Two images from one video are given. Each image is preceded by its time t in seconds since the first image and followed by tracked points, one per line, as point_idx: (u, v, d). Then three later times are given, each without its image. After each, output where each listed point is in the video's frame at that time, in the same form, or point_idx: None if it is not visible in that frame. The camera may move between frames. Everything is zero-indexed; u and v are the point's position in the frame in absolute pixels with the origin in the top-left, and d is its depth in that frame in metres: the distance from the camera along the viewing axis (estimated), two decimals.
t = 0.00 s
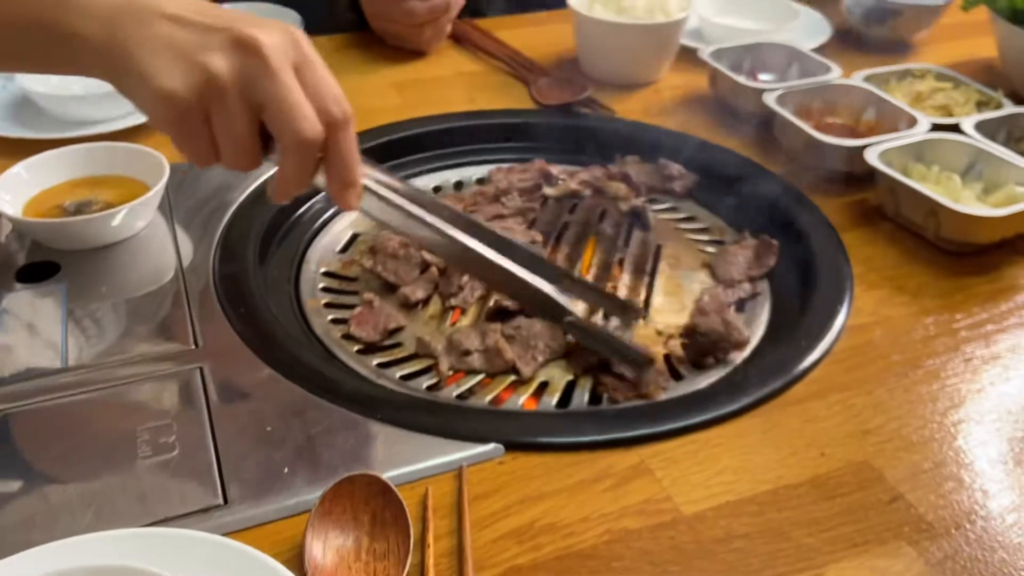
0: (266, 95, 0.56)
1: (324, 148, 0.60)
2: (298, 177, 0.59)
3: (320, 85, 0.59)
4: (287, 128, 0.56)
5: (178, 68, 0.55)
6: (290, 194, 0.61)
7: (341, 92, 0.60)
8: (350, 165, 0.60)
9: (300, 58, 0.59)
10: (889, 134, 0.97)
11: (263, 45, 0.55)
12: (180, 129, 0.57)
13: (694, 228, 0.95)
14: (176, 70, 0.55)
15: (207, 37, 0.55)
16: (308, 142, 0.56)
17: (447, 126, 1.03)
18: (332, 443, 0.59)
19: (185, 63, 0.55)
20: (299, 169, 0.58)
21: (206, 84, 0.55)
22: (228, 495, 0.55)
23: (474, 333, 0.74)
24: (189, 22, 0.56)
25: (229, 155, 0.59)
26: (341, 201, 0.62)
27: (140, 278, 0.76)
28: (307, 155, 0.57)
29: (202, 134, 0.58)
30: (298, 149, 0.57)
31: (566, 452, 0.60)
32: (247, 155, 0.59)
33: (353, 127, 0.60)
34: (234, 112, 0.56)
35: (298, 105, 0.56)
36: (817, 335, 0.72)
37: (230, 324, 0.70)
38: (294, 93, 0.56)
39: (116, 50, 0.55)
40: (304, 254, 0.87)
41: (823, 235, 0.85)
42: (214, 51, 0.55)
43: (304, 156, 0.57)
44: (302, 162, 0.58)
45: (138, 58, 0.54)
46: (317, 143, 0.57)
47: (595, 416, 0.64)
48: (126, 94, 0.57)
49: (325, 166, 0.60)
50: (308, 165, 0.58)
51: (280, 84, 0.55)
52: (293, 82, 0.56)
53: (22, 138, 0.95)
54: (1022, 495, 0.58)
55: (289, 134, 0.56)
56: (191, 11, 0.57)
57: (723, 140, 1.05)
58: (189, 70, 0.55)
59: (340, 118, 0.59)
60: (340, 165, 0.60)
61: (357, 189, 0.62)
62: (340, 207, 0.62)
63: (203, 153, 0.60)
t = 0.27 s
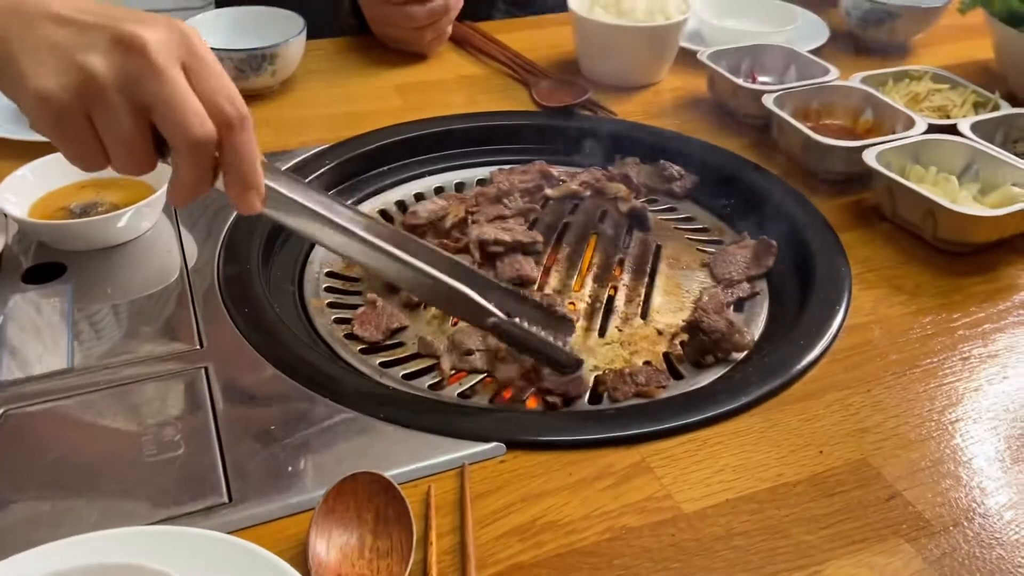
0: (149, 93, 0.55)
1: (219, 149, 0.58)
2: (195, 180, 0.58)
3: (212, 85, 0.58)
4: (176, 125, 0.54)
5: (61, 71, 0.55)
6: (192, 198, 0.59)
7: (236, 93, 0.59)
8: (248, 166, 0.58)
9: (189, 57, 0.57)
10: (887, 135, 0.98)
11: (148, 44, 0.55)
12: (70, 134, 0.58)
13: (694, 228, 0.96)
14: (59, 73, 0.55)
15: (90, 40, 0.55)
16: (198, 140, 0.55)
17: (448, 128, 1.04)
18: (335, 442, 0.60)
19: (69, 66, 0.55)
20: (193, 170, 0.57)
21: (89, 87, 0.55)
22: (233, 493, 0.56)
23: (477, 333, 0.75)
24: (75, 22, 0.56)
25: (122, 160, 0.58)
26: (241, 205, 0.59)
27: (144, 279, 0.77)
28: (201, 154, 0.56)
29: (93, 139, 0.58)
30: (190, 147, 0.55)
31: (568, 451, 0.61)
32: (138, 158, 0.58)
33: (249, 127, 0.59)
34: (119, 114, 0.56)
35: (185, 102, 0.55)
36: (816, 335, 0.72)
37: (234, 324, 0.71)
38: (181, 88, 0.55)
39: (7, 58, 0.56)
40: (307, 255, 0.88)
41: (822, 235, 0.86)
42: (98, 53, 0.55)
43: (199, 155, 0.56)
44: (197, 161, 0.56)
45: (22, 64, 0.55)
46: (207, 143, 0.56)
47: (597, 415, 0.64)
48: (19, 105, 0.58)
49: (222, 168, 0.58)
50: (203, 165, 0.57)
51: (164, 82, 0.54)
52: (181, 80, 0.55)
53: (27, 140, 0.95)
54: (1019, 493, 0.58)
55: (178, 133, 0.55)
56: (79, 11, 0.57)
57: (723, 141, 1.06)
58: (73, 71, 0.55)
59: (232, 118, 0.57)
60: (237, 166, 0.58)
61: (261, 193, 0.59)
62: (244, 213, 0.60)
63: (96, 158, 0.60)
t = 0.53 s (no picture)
0: (148, 93, 0.53)
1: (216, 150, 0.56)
2: (187, 180, 0.56)
3: (210, 86, 0.56)
4: (172, 125, 0.53)
5: (59, 67, 0.54)
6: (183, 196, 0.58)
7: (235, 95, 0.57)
8: (241, 168, 0.56)
9: (189, 59, 0.56)
10: (891, 130, 0.97)
11: (150, 46, 0.53)
12: (67, 128, 0.56)
13: (698, 223, 0.96)
14: (59, 72, 0.54)
15: (93, 40, 0.54)
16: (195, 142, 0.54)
17: (451, 123, 1.04)
18: (340, 436, 0.60)
19: (71, 66, 0.54)
20: (187, 170, 0.55)
21: (88, 87, 0.54)
22: (239, 486, 0.56)
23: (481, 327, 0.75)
24: (78, 23, 0.55)
25: (120, 158, 0.57)
26: (232, 205, 0.56)
27: (149, 274, 0.77)
28: (196, 154, 0.54)
29: (90, 137, 0.57)
30: (186, 148, 0.54)
31: (573, 443, 0.61)
32: (136, 156, 0.57)
33: (246, 130, 0.57)
34: (117, 112, 0.55)
35: (181, 103, 0.53)
36: (821, 328, 0.72)
37: (239, 319, 0.71)
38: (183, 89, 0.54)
39: (9, 56, 0.55)
40: (311, 250, 0.88)
41: (827, 229, 0.86)
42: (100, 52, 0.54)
43: (195, 156, 0.54)
44: (191, 161, 0.55)
45: (25, 63, 0.54)
46: (205, 144, 0.54)
47: (601, 408, 0.64)
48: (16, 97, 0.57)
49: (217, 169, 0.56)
50: (199, 166, 0.55)
51: (165, 84, 0.53)
52: (182, 81, 0.54)
53: (32, 136, 0.96)
54: None
55: (175, 134, 0.53)
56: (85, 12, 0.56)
57: (727, 136, 1.06)
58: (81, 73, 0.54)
59: (230, 121, 0.55)
60: (231, 168, 0.55)
61: (251, 195, 0.57)
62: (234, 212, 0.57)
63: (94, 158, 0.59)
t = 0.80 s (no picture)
0: (124, 61, 0.54)
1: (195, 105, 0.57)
2: (178, 139, 0.58)
3: (181, 42, 0.56)
4: (151, 90, 0.54)
5: (33, 46, 0.55)
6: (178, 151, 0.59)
7: (205, 48, 0.57)
8: (229, 117, 0.57)
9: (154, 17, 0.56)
10: (897, 129, 0.97)
11: (114, 12, 0.53)
12: (53, 101, 0.58)
13: (703, 222, 0.96)
14: (31, 50, 0.55)
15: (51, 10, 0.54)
16: (175, 102, 0.55)
17: (455, 123, 1.04)
18: (345, 436, 0.59)
19: (40, 41, 0.55)
20: (179, 129, 0.57)
21: (61, 62, 0.55)
22: (243, 487, 0.56)
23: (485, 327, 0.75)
24: None
25: (109, 123, 0.59)
26: (225, 152, 0.59)
27: (153, 274, 0.77)
28: (179, 115, 0.56)
29: (76, 105, 0.59)
30: (168, 109, 0.55)
31: (579, 444, 0.60)
32: (119, 120, 0.59)
33: (223, 80, 0.57)
34: (93, 83, 0.56)
35: (156, 67, 0.54)
36: (827, 328, 0.72)
37: (243, 319, 0.71)
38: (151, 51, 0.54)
39: None
40: (315, 250, 0.88)
41: (832, 229, 0.85)
42: (66, 27, 0.54)
43: (180, 116, 0.56)
44: (180, 121, 0.56)
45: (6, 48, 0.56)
46: (184, 104, 0.55)
47: (607, 408, 0.64)
48: (7, 79, 0.59)
49: (204, 122, 0.57)
50: (186, 124, 0.57)
51: (138, 50, 0.54)
52: (150, 43, 0.54)
53: (37, 136, 0.95)
54: None
55: (157, 96, 0.55)
56: None
57: (731, 136, 1.05)
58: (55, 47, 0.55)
59: (204, 75, 0.56)
60: (216, 120, 0.57)
61: (241, 139, 0.59)
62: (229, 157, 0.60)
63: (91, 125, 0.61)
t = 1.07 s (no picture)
0: (74, 20, 0.60)
1: (139, 76, 0.63)
2: (109, 100, 0.62)
3: (134, 19, 0.63)
4: (101, 50, 0.60)
5: None
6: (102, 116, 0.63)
7: (161, 32, 0.65)
8: (165, 91, 0.63)
9: None
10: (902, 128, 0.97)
11: None
12: None
13: (707, 221, 0.95)
14: None
15: None
16: (116, 69, 0.61)
17: (460, 122, 1.04)
18: (349, 436, 0.60)
19: None
20: (110, 93, 0.62)
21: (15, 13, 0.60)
22: (248, 485, 0.56)
23: (489, 327, 0.76)
24: None
25: (41, 79, 0.63)
26: (154, 125, 0.63)
27: (159, 273, 0.77)
28: (119, 78, 0.61)
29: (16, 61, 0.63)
30: (109, 71, 0.61)
31: (583, 443, 0.60)
32: (55, 79, 0.63)
33: (168, 60, 0.64)
34: (38, 36, 0.61)
35: (110, 34, 0.60)
36: (832, 328, 0.72)
37: (248, 317, 0.71)
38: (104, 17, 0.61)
39: None
40: (320, 249, 0.88)
41: (837, 228, 0.85)
42: None
43: (118, 81, 0.61)
44: (113, 84, 0.62)
45: None
46: (127, 70, 0.61)
47: (611, 408, 0.64)
48: None
49: (140, 91, 0.63)
50: (119, 88, 0.62)
51: (94, 14, 0.60)
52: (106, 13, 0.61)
53: (43, 135, 0.96)
54: None
55: (102, 56, 0.60)
56: None
57: (736, 135, 1.05)
58: None
59: (152, 47, 0.63)
60: (152, 91, 0.62)
61: (173, 116, 0.64)
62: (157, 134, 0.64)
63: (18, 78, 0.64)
